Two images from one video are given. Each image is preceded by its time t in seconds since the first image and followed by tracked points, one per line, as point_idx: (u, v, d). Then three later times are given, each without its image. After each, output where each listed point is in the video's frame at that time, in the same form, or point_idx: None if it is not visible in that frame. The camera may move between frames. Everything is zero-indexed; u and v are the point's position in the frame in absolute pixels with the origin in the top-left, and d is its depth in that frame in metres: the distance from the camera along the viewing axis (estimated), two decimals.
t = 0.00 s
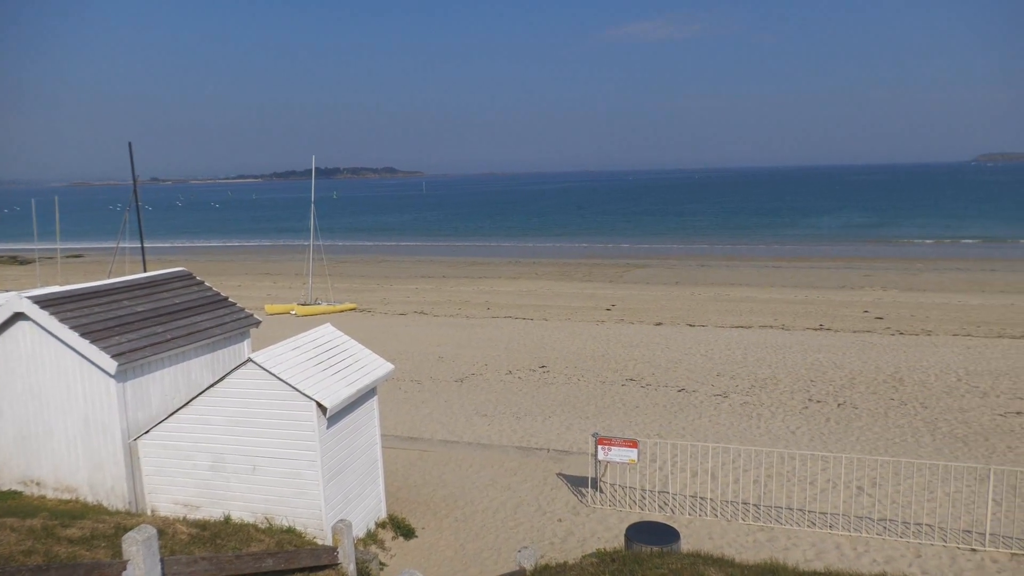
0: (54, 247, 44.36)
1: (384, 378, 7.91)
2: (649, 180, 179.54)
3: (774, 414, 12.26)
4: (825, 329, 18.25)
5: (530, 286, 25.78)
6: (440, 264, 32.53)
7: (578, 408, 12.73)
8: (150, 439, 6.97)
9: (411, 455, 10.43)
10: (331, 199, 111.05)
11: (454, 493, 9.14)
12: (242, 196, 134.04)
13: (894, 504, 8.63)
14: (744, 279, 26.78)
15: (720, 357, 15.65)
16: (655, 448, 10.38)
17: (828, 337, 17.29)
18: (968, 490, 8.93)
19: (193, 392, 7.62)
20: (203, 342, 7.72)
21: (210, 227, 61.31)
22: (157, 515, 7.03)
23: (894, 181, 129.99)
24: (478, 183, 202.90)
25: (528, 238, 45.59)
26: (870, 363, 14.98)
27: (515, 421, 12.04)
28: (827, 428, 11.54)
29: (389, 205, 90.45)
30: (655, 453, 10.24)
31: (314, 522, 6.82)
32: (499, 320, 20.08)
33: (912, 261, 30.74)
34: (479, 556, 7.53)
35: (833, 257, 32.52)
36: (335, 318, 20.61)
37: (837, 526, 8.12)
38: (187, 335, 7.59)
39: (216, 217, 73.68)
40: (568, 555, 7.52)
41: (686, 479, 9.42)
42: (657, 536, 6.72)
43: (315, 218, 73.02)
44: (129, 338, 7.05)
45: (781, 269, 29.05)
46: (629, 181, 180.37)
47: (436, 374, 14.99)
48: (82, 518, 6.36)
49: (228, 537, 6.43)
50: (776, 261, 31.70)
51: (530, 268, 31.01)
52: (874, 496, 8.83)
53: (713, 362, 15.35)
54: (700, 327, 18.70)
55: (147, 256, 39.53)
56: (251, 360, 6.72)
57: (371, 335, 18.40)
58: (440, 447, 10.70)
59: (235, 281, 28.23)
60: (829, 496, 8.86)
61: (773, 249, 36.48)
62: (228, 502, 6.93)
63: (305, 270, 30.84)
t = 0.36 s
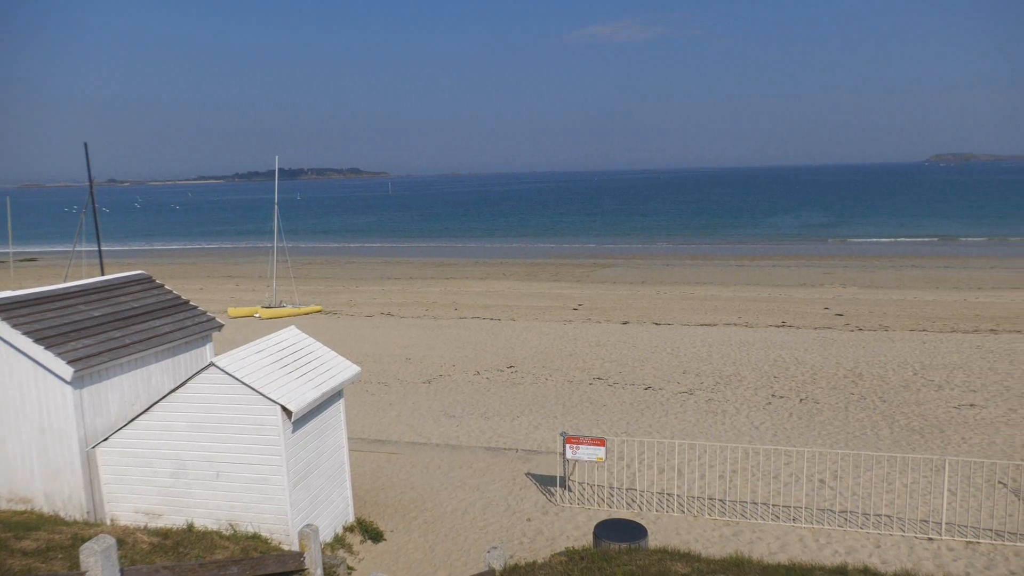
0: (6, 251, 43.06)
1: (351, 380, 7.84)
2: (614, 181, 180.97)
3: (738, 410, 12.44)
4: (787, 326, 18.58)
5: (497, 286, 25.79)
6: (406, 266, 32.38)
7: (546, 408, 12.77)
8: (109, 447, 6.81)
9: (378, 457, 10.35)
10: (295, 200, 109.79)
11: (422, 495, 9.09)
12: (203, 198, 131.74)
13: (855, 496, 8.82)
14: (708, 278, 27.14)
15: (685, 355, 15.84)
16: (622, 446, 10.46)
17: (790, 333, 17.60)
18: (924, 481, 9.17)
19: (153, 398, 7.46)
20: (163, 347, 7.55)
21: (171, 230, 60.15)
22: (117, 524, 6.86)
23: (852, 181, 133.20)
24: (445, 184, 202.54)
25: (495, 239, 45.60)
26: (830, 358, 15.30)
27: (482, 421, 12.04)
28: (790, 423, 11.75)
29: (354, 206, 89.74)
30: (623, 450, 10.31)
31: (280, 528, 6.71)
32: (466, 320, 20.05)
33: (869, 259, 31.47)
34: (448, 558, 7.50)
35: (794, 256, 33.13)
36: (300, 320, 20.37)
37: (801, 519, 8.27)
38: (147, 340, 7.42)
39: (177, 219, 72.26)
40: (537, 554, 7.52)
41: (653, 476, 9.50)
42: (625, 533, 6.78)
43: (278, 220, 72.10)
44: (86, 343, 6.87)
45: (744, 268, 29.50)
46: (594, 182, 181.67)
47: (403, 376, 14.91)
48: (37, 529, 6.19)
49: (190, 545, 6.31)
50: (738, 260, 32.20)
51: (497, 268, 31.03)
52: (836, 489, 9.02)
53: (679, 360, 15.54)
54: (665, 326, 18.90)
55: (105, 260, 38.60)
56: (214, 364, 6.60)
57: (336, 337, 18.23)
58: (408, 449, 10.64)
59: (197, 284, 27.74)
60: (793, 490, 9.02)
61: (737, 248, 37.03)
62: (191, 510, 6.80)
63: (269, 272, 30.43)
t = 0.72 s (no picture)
0: None
1: (318, 381, 7.75)
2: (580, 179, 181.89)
3: (704, 404, 12.61)
4: (751, 321, 18.87)
5: (465, 285, 25.71)
6: (373, 265, 32.12)
7: (514, 405, 12.79)
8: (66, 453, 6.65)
9: (346, 459, 10.25)
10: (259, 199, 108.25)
11: (391, 495, 9.05)
12: (163, 197, 129.05)
13: (817, 487, 9.01)
14: (674, 275, 27.41)
15: (652, 351, 15.98)
16: (590, 442, 10.52)
17: (754, 329, 17.87)
18: (884, 471, 9.39)
19: (112, 402, 7.29)
20: (123, 350, 7.38)
21: (130, 230, 58.79)
22: (75, 532, 6.71)
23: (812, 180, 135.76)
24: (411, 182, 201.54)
25: (462, 237, 45.48)
26: (793, 353, 15.57)
27: (451, 420, 12.01)
28: (754, 417, 11.94)
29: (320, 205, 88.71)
30: (591, 447, 10.39)
31: (246, 532, 6.62)
32: (434, 319, 19.96)
33: (830, 255, 32.08)
34: (417, 557, 7.47)
35: (758, 253, 33.64)
36: (265, 321, 20.08)
37: (765, 511, 8.42)
38: (106, 342, 7.25)
39: (136, 219, 70.61)
40: (507, 552, 7.53)
41: (621, 472, 9.58)
42: (594, 528, 6.83)
43: (241, 218, 70.92)
44: (42, 347, 6.69)
45: (709, 265, 29.85)
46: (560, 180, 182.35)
47: (371, 376, 14.79)
48: None
49: (153, 552, 6.19)
50: (704, 257, 32.57)
51: (465, 266, 30.93)
52: (799, 480, 9.20)
53: (646, 356, 15.67)
54: (632, 323, 19.05)
55: (62, 261, 37.57)
56: (175, 366, 6.48)
57: (302, 338, 18.02)
58: (375, 449, 10.56)
59: (158, 285, 27.18)
60: (757, 482, 9.17)
61: (702, 245, 37.48)
62: (153, 516, 6.67)
63: (232, 273, 29.95)
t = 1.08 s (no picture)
0: None
1: (287, 382, 7.65)
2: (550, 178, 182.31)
3: (673, 401, 12.73)
4: (718, 318, 19.10)
5: (435, 284, 25.60)
6: (342, 264, 31.82)
7: (486, 404, 12.78)
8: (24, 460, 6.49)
9: (315, 460, 10.15)
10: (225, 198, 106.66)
11: (362, 496, 8.98)
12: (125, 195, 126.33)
13: (784, 481, 9.16)
14: (643, 272, 27.61)
15: (621, 349, 16.08)
16: (561, 440, 10.56)
17: (722, 326, 18.07)
18: (848, 464, 9.57)
19: (73, 406, 7.12)
20: (84, 352, 7.19)
21: (90, 229, 57.41)
22: (34, 540, 6.55)
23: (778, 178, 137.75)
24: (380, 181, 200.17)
25: (432, 236, 45.32)
26: (760, 349, 15.80)
27: (422, 420, 11.95)
28: (723, 412, 12.10)
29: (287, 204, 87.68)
30: (562, 445, 10.43)
31: (212, 536, 6.51)
32: (404, 319, 19.84)
33: (795, 252, 32.61)
34: (389, 559, 7.41)
35: (725, 250, 34.07)
36: (231, 321, 19.77)
37: (734, 505, 8.53)
38: (66, 345, 7.06)
39: (97, 218, 69.00)
40: (479, 551, 7.52)
41: (592, 468, 9.64)
42: (566, 526, 6.85)
43: (206, 217, 69.68)
44: None
45: (677, 263, 30.13)
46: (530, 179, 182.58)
47: (340, 376, 14.66)
48: None
49: (116, 559, 6.06)
50: (672, 255, 32.88)
51: (435, 265, 30.80)
52: (766, 475, 9.34)
53: (616, 353, 15.77)
54: (602, 320, 19.15)
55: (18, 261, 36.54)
56: (138, 369, 6.35)
57: (270, 338, 17.79)
58: (345, 450, 10.47)
59: (121, 285, 26.60)
60: (726, 477, 9.30)
61: (670, 243, 37.81)
62: (116, 522, 6.53)
63: (197, 272, 29.44)
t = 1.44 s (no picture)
0: None
1: (260, 379, 7.57)
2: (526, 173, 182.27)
3: (648, 395, 12.82)
4: (693, 313, 19.27)
5: (411, 279, 25.50)
6: (317, 260, 31.56)
7: (462, 400, 12.76)
8: None
9: (290, 458, 10.06)
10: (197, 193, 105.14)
11: (337, 493, 8.93)
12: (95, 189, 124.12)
13: (757, 474, 9.29)
14: (618, 268, 27.77)
15: (597, 344, 16.16)
16: (537, 435, 10.59)
17: (696, 320, 18.25)
18: (819, 456, 9.73)
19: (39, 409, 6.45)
20: (52, 350, 6.57)
21: (57, 224, 56.23)
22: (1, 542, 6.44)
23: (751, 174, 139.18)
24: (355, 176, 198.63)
25: (408, 231, 45.10)
26: (734, 343, 15.98)
27: (398, 416, 11.91)
28: (697, 406, 12.21)
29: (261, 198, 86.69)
30: (538, 440, 10.46)
31: (184, 536, 6.43)
32: (380, 314, 19.74)
33: (768, 248, 33.01)
34: (364, 556, 7.39)
35: (699, 246, 34.39)
36: (204, 317, 19.52)
37: (708, 498, 8.62)
38: (32, 341, 6.46)
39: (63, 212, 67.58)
40: (455, 547, 7.52)
41: (568, 463, 9.67)
42: (542, 521, 6.88)
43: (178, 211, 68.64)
44: None
45: (652, 258, 30.33)
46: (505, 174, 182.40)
47: (315, 373, 14.54)
48: None
49: (84, 560, 5.96)
50: (647, 250, 33.10)
51: (411, 260, 30.69)
52: (739, 467, 9.46)
53: (592, 348, 15.84)
54: (578, 315, 19.23)
55: None
56: (107, 367, 6.24)
57: (244, 335, 17.59)
58: (320, 447, 10.40)
59: (90, 281, 26.12)
60: (700, 470, 9.39)
61: (645, 238, 38.05)
62: (85, 522, 6.43)
63: (169, 268, 29.00)
